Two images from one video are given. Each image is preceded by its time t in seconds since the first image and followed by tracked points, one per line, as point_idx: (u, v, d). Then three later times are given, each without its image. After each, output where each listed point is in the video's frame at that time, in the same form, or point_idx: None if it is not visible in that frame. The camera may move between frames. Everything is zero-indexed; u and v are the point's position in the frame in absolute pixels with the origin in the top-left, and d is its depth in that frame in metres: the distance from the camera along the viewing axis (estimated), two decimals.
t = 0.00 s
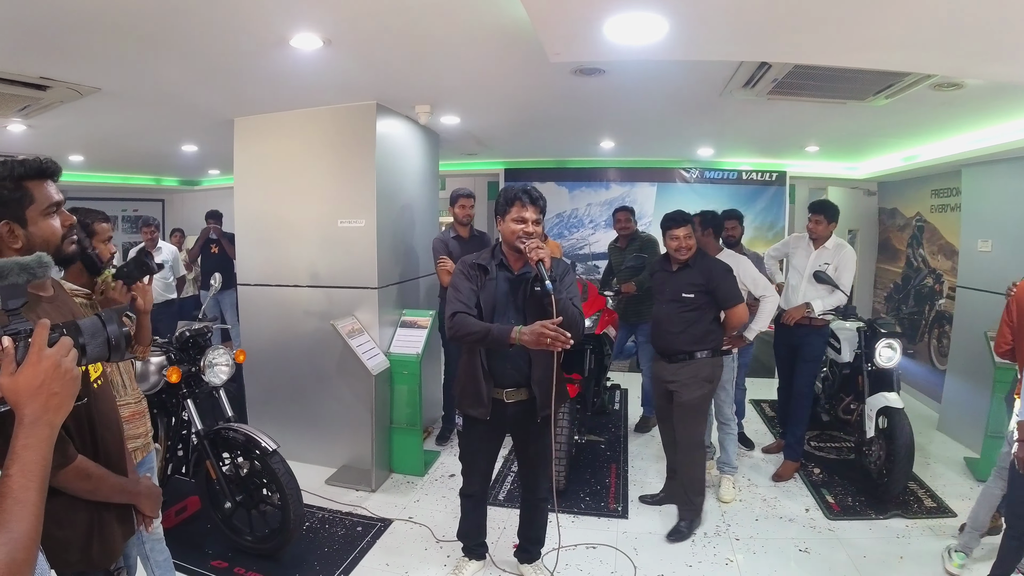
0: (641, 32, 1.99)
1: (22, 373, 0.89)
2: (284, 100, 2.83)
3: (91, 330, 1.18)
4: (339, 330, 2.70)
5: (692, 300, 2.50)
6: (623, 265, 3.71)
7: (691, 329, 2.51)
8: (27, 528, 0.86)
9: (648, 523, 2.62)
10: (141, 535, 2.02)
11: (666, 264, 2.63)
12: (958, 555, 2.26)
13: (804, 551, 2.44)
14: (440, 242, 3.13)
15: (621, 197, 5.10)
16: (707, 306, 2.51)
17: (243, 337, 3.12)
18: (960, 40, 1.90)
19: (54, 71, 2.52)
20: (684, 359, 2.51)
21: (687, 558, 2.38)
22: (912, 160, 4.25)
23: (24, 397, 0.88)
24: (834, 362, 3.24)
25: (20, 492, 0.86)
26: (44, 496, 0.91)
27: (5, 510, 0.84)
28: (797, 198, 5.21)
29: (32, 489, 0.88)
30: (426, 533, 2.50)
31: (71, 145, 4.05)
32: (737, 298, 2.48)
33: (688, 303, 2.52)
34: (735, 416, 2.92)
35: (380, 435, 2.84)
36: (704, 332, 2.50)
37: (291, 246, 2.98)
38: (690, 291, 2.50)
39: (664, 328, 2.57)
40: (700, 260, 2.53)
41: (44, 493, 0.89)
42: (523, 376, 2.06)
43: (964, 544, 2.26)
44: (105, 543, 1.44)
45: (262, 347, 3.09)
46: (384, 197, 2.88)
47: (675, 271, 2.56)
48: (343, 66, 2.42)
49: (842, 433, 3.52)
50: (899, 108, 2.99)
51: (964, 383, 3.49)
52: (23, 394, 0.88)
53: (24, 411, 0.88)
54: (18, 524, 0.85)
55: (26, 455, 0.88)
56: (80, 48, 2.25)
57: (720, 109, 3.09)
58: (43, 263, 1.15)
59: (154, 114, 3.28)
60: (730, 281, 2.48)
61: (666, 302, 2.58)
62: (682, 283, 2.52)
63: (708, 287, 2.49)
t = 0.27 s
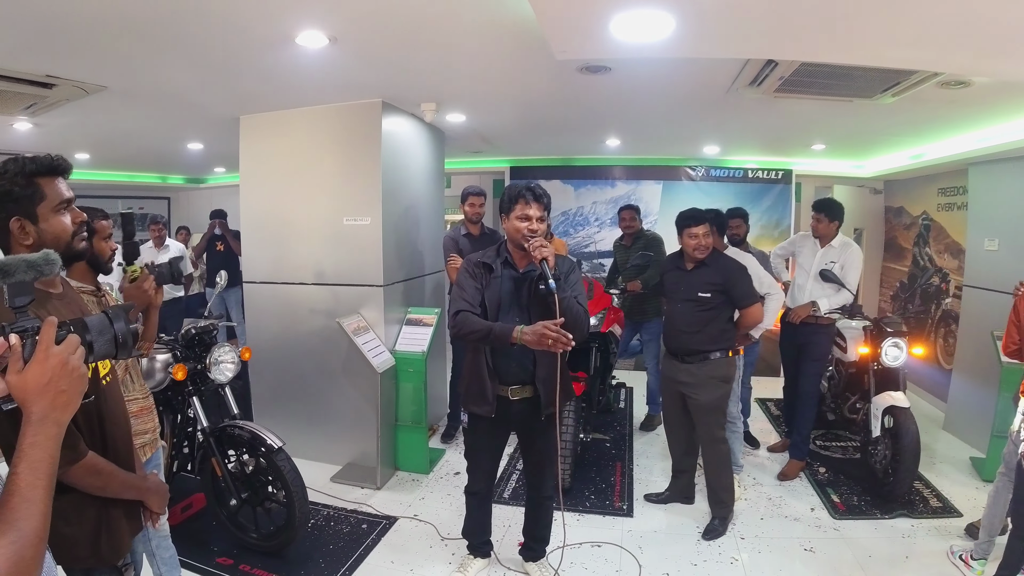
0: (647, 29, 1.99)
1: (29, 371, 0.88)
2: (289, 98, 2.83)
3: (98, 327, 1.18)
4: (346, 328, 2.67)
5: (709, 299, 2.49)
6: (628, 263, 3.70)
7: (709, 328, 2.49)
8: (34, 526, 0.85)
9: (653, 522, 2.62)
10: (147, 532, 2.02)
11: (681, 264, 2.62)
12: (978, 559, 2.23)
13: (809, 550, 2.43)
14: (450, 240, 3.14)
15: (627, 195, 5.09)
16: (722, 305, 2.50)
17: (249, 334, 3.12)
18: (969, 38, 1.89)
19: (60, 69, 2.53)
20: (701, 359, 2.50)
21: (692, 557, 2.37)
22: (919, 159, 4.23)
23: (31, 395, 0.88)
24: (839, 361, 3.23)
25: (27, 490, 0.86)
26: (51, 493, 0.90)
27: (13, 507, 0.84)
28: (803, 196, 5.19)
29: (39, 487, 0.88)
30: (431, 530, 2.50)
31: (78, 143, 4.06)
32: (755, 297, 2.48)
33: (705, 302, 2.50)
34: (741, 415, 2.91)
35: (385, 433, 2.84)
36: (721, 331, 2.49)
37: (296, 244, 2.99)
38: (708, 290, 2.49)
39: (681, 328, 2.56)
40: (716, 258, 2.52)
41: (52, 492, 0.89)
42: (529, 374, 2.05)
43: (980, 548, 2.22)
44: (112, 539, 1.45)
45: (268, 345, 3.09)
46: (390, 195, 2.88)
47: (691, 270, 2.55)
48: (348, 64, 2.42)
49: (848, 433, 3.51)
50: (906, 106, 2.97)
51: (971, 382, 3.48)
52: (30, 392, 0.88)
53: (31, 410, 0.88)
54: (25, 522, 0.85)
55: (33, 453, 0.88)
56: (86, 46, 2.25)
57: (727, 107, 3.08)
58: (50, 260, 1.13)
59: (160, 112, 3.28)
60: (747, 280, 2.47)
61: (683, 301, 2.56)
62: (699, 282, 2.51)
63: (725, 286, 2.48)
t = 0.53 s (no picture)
0: (658, 25, 1.98)
1: (43, 366, 0.87)
2: (298, 95, 2.84)
3: (111, 322, 1.19)
4: (355, 323, 2.69)
5: (739, 298, 2.49)
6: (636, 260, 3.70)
7: (739, 327, 2.49)
8: (49, 520, 0.84)
9: (661, 519, 2.62)
10: (157, 526, 2.03)
11: (705, 263, 2.61)
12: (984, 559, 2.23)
13: (816, 549, 2.43)
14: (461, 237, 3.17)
15: (635, 191, 5.09)
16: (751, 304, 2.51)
17: (259, 330, 3.14)
18: (981, 34, 1.88)
19: (69, 66, 2.54)
20: (729, 358, 2.49)
21: (700, 554, 2.37)
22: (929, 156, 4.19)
23: (46, 389, 0.87)
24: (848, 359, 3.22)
25: (40, 484, 0.84)
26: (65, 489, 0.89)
27: (27, 501, 0.82)
28: (812, 194, 5.17)
29: (54, 481, 0.86)
30: (439, 526, 2.51)
31: (87, 140, 4.09)
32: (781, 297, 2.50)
33: (734, 301, 2.50)
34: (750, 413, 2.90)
35: (394, 429, 2.85)
36: (751, 330, 2.49)
37: (305, 241, 2.99)
38: (738, 289, 2.49)
39: (708, 327, 2.52)
40: (745, 258, 2.52)
41: (66, 486, 0.88)
42: (537, 368, 2.05)
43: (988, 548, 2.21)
44: (126, 535, 1.46)
45: (277, 340, 3.10)
46: (399, 192, 2.88)
47: (719, 269, 2.54)
48: (356, 60, 2.42)
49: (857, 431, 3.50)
50: (917, 103, 2.95)
51: (980, 381, 3.46)
52: (43, 386, 0.86)
53: (46, 404, 0.86)
54: (40, 515, 0.83)
55: (47, 447, 0.86)
56: (96, 43, 2.26)
57: (736, 103, 3.06)
58: (63, 256, 1.10)
59: (169, 109, 3.29)
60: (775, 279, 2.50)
61: (711, 301, 2.53)
62: (729, 281, 2.50)
63: (754, 285, 2.48)
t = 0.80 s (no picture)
0: (671, 19, 1.97)
1: (59, 360, 0.85)
2: (311, 90, 2.85)
3: (127, 315, 1.19)
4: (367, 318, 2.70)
5: (769, 295, 2.48)
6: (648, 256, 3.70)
7: (769, 325, 2.48)
8: (65, 511, 0.82)
9: (672, 515, 2.62)
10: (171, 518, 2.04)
11: (733, 259, 2.57)
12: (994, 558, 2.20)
13: (827, 546, 2.42)
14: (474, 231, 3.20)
15: (648, 186, 5.08)
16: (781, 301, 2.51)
17: (272, 324, 3.16)
18: (997, 28, 1.86)
19: (83, 61, 2.55)
20: (756, 355, 2.48)
21: (711, 550, 2.37)
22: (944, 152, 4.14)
23: (62, 382, 0.85)
24: (861, 356, 3.20)
25: (57, 476, 0.83)
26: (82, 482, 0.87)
27: (42, 492, 0.81)
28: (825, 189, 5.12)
29: (70, 473, 0.84)
30: (451, 520, 2.52)
31: (101, 136, 4.12)
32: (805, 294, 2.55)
33: (762, 298, 2.49)
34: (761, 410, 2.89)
35: (406, 423, 2.86)
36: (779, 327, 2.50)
37: (318, 235, 3.01)
38: (768, 286, 2.48)
39: (740, 325, 2.49)
40: (772, 255, 2.52)
41: (82, 478, 0.86)
42: (548, 362, 2.06)
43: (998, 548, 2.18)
44: (141, 527, 1.47)
45: (290, 334, 3.12)
46: (411, 186, 2.89)
47: (745, 267, 2.53)
48: (368, 55, 2.42)
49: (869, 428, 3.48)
50: (932, 98, 2.92)
51: (995, 379, 3.42)
52: (60, 379, 0.85)
53: (63, 397, 0.85)
54: (56, 507, 0.81)
55: (64, 439, 0.85)
56: (110, 39, 2.28)
57: (749, 98, 3.04)
58: (80, 250, 1.06)
59: (182, 104, 3.31)
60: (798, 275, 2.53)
61: (744, 299, 2.50)
62: (760, 278, 2.49)
63: (784, 282, 2.49)
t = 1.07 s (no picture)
0: (689, 11, 1.95)
1: (75, 353, 0.81)
2: (326, 83, 2.85)
3: (143, 308, 1.14)
4: (382, 310, 2.72)
5: (791, 291, 2.49)
6: (663, 250, 3.69)
7: (791, 320, 2.49)
8: (82, 506, 0.76)
9: (685, 510, 2.61)
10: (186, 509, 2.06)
11: (754, 254, 2.56)
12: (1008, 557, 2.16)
13: (841, 543, 2.40)
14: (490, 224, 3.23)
15: (663, 180, 5.07)
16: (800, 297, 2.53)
17: (287, 316, 3.18)
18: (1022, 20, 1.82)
19: (99, 55, 2.57)
20: (779, 351, 2.48)
21: (724, 546, 2.36)
22: (962, 147, 4.15)
23: (78, 375, 0.80)
24: (877, 352, 3.18)
25: (73, 470, 0.77)
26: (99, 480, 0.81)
27: (58, 486, 0.75)
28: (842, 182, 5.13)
29: (87, 466, 0.78)
30: (464, 513, 2.52)
31: (117, 130, 4.15)
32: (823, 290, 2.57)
33: (786, 294, 2.49)
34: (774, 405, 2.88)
35: (421, 415, 2.87)
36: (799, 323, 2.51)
37: (333, 229, 3.02)
38: (791, 282, 2.49)
39: (763, 321, 2.48)
40: (794, 251, 2.55)
41: (100, 472, 0.80)
42: (562, 355, 2.05)
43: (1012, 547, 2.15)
44: (158, 518, 1.46)
45: (305, 327, 3.14)
46: (426, 180, 2.89)
47: (769, 263, 2.52)
48: (382, 48, 2.42)
49: (885, 425, 3.45)
50: (951, 92, 2.88)
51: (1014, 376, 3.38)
52: (75, 372, 0.80)
53: (78, 390, 0.80)
54: (73, 501, 0.75)
55: (81, 433, 0.79)
56: (126, 33, 2.29)
57: (765, 91, 3.02)
58: (97, 243, 1.02)
59: (197, 98, 3.32)
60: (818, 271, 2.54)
61: (766, 294, 2.50)
62: (782, 274, 2.49)
63: (804, 278, 2.51)
